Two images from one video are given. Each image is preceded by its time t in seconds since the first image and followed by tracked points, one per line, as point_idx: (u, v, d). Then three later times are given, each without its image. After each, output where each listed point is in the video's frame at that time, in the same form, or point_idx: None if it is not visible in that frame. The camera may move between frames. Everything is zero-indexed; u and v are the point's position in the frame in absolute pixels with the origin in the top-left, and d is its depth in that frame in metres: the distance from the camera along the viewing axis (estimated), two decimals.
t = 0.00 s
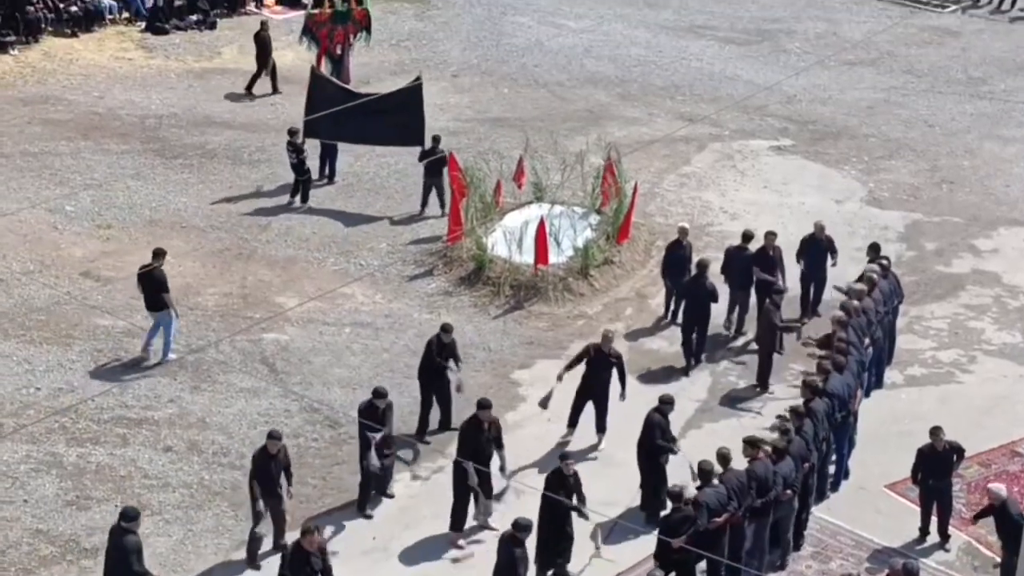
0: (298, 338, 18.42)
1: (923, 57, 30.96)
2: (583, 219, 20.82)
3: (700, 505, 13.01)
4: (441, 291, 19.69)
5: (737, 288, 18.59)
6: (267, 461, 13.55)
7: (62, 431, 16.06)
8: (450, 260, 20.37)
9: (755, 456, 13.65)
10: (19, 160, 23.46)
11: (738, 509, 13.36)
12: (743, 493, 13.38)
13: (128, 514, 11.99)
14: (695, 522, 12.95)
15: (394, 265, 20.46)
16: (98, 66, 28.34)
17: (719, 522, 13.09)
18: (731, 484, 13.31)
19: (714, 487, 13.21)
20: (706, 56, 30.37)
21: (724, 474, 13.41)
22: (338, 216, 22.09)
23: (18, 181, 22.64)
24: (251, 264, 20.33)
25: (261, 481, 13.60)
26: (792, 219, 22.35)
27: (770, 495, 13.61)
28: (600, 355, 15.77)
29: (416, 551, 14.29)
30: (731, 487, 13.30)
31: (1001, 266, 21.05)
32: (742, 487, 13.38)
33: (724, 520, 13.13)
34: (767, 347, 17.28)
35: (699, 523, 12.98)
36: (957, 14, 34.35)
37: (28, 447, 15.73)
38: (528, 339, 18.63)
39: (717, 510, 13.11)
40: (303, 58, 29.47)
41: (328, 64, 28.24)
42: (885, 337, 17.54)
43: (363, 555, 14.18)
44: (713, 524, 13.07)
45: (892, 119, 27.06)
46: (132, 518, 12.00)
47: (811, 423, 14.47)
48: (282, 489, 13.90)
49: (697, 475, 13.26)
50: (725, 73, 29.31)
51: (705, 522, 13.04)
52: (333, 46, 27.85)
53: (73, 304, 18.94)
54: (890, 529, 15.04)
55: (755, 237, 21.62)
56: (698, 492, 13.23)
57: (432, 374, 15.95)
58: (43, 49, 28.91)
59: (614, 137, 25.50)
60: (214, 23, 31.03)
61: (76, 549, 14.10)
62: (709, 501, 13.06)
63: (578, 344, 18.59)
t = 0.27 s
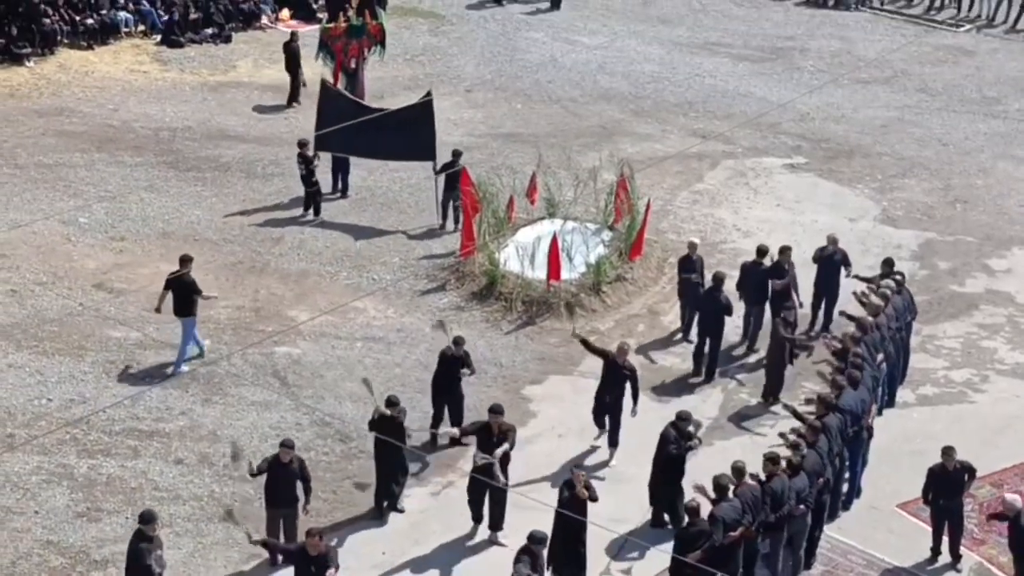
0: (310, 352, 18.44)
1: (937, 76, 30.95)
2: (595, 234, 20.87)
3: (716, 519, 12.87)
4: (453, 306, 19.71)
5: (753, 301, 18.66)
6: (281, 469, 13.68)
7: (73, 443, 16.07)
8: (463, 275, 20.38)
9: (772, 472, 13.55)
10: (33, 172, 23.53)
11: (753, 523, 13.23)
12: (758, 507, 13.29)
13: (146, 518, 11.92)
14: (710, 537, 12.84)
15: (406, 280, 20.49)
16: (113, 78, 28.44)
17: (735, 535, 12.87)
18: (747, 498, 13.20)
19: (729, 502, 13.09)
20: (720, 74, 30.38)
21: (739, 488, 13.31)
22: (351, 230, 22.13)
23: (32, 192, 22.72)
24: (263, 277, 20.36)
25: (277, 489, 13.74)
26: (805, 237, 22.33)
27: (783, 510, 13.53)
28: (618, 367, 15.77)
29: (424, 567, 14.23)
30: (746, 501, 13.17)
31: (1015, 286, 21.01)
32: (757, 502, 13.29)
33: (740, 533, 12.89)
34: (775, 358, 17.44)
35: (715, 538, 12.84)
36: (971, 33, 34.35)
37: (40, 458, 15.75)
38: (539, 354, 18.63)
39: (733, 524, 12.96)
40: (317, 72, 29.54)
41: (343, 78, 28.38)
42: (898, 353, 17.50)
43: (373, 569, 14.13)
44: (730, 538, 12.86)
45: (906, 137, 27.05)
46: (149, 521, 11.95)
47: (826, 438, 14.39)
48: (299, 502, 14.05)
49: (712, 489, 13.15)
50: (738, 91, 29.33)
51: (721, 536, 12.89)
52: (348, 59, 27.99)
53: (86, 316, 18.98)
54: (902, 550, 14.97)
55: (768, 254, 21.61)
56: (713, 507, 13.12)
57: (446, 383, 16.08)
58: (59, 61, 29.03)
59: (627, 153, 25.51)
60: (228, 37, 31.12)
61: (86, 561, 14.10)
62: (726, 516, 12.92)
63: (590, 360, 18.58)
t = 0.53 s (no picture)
0: (318, 358, 18.45)
1: (948, 87, 30.92)
2: (604, 243, 20.80)
3: (720, 524, 12.88)
4: (461, 314, 19.71)
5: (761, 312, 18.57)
6: (285, 472, 13.68)
7: (81, 447, 16.09)
8: (471, 283, 20.39)
9: (775, 479, 13.55)
10: (44, 176, 23.59)
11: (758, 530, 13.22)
12: (762, 514, 13.27)
13: (161, 517, 12.21)
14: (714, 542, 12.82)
15: (414, 287, 20.50)
16: (124, 84, 28.51)
17: (740, 541, 12.90)
18: (751, 504, 13.20)
19: (733, 508, 13.09)
20: (730, 84, 30.37)
21: (743, 495, 13.30)
22: (360, 237, 22.15)
23: (42, 197, 22.77)
24: (272, 283, 20.39)
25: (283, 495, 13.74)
26: (814, 248, 22.31)
27: (789, 517, 13.50)
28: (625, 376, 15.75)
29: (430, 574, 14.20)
30: (750, 507, 13.18)
31: None
32: (762, 508, 13.28)
33: (745, 540, 12.92)
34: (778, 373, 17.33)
35: (719, 543, 12.83)
36: (982, 45, 34.32)
37: (47, 462, 15.76)
38: (547, 363, 18.63)
39: (738, 530, 12.95)
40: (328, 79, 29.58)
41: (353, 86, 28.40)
42: (903, 362, 17.52)
43: None
44: (735, 544, 12.88)
45: (916, 149, 27.02)
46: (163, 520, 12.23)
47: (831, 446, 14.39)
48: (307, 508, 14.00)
49: (714, 496, 13.16)
50: (749, 101, 29.32)
51: (725, 542, 12.87)
52: (358, 66, 28.01)
53: (95, 320, 19.02)
54: (909, 562, 14.92)
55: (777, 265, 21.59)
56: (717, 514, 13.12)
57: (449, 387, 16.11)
58: (70, 66, 29.10)
59: (637, 162, 25.52)
60: (239, 44, 31.19)
61: (92, 565, 14.11)
62: (728, 522, 12.91)
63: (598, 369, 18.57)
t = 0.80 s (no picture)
0: (325, 359, 18.47)
1: (958, 93, 30.89)
2: (612, 247, 20.85)
3: (722, 520, 12.93)
4: (469, 316, 19.73)
5: (769, 309, 18.69)
6: (289, 471, 13.80)
7: (87, 446, 16.10)
8: (479, 285, 20.41)
9: (774, 477, 13.61)
10: (53, 175, 23.64)
11: (763, 527, 13.24)
12: (767, 511, 13.28)
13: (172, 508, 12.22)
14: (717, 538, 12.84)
15: (422, 289, 20.51)
16: (134, 83, 28.56)
17: (743, 537, 12.95)
18: (755, 501, 13.21)
19: (734, 504, 13.13)
20: (739, 88, 30.36)
21: (747, 492, 13.32)
22: (367, 238, 22.16)
23: (51, 196, 22.81)
24: (279, 284, 20.42)
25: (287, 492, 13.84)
26: (822, 253, 22.30)
27: (794, 514, 13.49)
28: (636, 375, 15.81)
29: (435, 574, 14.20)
30: (753, 504, 13.20)
31: None
32: (767, 505, 13.27)
33: (748, 536, 12.98)
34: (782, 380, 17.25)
35: (722, 539, 12.87)
36: (992, 51, 34.29)
37: (55, 461, 15.78)
38: (554, 366, 18.63)
39: (741, 526, 13.00)
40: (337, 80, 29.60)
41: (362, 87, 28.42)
42: (905, 364, 17.60)
43: None
44: (739, 540, 12.93)
45: (925, 155, 27.00)
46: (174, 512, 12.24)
47: (833, 446, 14.46)
48: (311, 506, 14.12)
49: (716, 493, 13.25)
50: (758, 105, 29.31)
51: (728, 538, 12.91)
52: (367, 67, 28.04)
53: (103, 319, 19.05)
54: (914, 568, 14.82)
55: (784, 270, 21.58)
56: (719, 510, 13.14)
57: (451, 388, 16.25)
58: (80, 65, 29.15)
59: (646, 166, 25.51)
60: (249, 44, 31.24)
61: (98, 564, 14.13)
62: (731, 517, 12.95)
63: (605, 372, 18.57)
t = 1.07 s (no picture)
0: (330, 359, 18.47)
1: (967, 99, 30.83)
2: (619, 249, 20.80)
3: (729, 520, 13.00)
4: (475, 317, 19.73)
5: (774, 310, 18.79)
6: (295, 471, 13.76)
7: (92, 444, 16.10)
8: (485, 286, 20.40)
9: (779, 478, 13.66)
10: (60, 173, 23.65)
11: (770, 527, 13.28)
12: (775, 511, 13.33)
13: (182, 505, 12.25)
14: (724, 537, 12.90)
15: (427, 289, 20.50)
16: (142, 82, 28.57)
17: (751, 537, 13.00)
18: (762, 500, 13.27)
19: (741, 505, 13.19)
20: (748, 92, 30.33)
21: (755, 492, 13.39)
22: (374, 238, 22.16)
23: (58, 193, 22.81)
24: (286, 283, 20.41)
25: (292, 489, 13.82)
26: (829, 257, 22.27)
27: (801, 515, 13.54)
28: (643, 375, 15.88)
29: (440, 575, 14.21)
30: (761, 504, 13.26)
31: None
32: (775, 505, 13.33)
33: (756, 535, 13.03)
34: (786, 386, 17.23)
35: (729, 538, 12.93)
36: (1002, 57, 34.24)
37: (59, 458, 15.78)
38: (560, 368, 18.61)
39: (748, 526, 13.05)
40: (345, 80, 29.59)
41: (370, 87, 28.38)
42: (912, 367, 17.63)
43: None
44: (746, 540, 12.99)
45: (934, 160, 26.95)
46: (185, 508, 12.27)
47: (838, 447, 14.50)
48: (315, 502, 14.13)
49: (724, 493, 13.30)
50: (767, 109, 29.27)
51: (735, 537, 12.98)
52: (374, 67, 28.02)
53: (109, 318, 19.05)
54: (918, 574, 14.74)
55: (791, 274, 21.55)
56: (726, 510, 13.21)
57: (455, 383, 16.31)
58: (88, 63, 29.17)
59: (653, 168, 25.49)
60: (258, 44, 31.24)
61: (102, 562, 14.12)
62: (738, 517, 13.03)
63: (611, 375, 18.54)
